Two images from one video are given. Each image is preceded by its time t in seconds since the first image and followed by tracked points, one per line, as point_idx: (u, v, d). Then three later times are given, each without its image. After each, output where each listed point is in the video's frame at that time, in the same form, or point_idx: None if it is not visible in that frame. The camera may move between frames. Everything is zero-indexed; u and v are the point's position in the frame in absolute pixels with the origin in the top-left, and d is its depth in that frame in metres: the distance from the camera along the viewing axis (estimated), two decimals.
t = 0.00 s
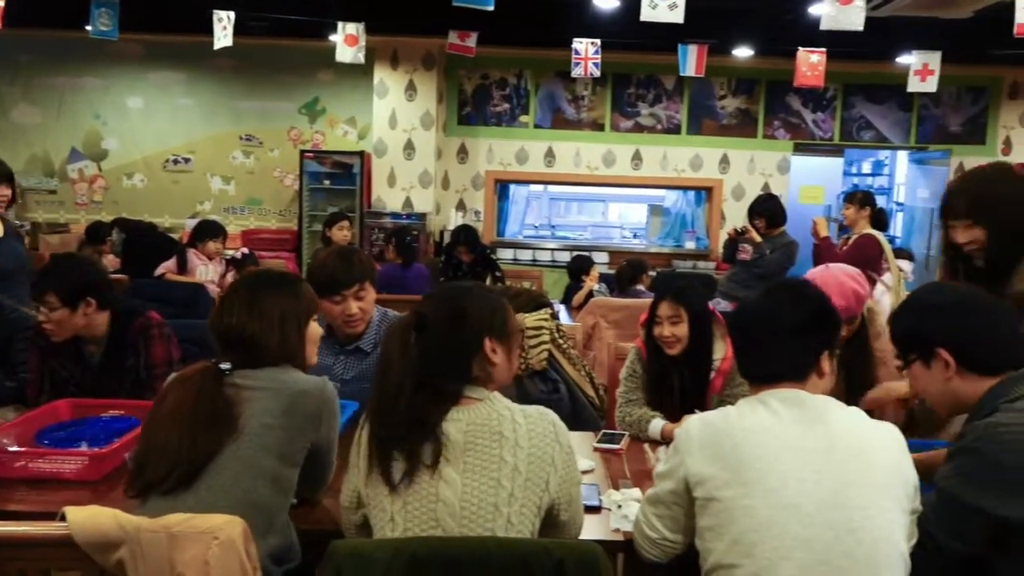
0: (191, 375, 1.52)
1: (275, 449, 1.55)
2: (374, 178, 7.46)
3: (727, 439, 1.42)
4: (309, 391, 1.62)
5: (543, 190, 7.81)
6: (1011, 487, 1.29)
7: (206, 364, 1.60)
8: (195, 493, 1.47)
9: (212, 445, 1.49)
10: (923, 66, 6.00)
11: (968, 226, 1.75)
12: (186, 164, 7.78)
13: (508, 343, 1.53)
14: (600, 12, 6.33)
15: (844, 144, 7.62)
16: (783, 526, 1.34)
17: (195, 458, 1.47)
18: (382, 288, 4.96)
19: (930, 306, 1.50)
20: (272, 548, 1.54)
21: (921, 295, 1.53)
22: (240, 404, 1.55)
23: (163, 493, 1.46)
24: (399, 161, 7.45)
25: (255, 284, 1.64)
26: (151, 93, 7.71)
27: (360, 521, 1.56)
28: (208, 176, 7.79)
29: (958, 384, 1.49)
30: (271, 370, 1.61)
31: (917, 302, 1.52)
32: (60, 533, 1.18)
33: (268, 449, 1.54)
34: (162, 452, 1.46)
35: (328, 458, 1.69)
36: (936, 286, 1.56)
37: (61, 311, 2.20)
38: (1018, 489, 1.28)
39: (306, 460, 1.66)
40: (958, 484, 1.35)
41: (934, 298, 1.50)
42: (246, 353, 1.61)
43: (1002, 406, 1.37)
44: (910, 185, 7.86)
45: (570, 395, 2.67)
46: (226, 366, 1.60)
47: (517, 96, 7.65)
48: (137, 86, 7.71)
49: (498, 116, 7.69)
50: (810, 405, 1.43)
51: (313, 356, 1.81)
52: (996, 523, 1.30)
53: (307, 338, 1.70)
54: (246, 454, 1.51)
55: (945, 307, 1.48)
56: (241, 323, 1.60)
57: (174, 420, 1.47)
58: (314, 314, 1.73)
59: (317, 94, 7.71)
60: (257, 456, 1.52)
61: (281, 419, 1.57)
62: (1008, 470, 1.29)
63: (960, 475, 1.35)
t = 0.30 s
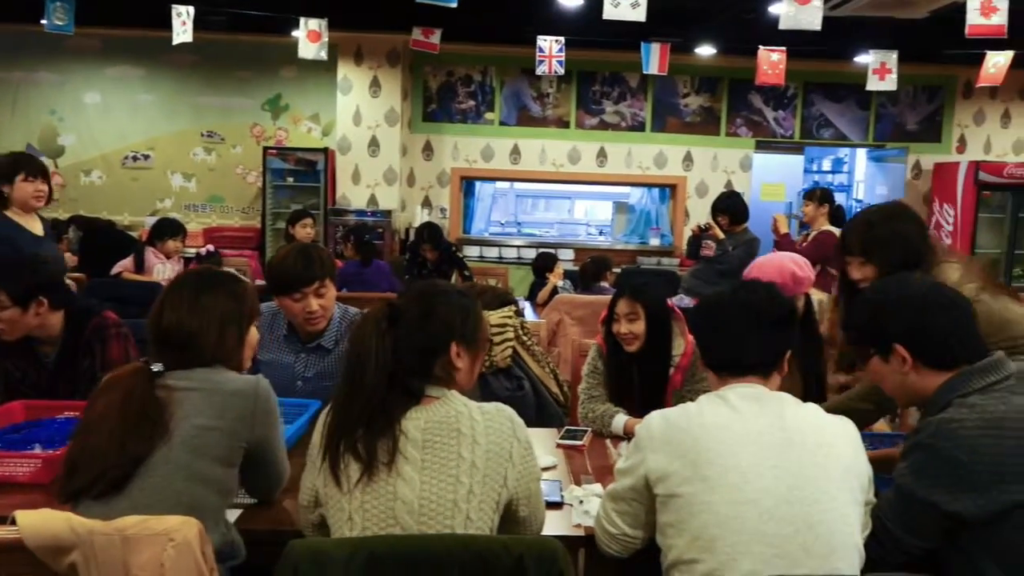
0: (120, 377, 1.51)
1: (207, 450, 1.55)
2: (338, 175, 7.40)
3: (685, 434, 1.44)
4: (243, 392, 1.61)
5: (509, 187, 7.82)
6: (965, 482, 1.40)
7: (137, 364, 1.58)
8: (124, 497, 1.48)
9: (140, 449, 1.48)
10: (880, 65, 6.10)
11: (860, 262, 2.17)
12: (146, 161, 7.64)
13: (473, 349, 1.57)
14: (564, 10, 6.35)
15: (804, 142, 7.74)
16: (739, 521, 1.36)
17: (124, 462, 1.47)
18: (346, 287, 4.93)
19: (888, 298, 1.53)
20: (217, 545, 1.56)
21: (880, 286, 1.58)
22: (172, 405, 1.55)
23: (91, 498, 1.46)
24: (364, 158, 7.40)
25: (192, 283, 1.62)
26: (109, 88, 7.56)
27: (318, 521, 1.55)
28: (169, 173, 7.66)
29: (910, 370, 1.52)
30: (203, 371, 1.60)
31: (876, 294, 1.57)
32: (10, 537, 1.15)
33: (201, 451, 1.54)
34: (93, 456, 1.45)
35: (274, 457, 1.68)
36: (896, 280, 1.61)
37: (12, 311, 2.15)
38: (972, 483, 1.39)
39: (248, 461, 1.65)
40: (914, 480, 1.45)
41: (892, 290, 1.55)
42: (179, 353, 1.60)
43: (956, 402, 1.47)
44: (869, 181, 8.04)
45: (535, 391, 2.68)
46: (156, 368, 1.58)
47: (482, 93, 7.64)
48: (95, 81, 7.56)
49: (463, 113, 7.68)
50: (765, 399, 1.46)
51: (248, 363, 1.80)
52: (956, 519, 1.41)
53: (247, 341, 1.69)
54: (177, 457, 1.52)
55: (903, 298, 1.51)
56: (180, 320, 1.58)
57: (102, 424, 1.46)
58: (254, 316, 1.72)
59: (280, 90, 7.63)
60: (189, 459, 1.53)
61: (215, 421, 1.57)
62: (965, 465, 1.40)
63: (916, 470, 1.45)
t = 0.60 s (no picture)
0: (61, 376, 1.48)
1: (153, 449, 1.54)
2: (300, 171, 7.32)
3: (642, 427, 1.45)
4: (185, 392, 1.60)
5: (472, 183, 7.80)
6: (919, 476, 1.42)
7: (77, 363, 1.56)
8: (67, 500, 1.46)
9: (84, 450, 1.46)
10: (836, 64, 6.20)
11: (797, 278, 2.19)
12: (100, 157, 7.48)
13: (432, 349, 1.58)
14: (527, 7, 6.35)
15: (763, 139, 7.84)
16: (694, 513, 1.38)
17: (67, 465, 1.44)
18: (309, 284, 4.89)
19: (841, 291, 1.55)
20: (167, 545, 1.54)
21: (838, 275, 1.58)
22: (114, 406, 1.53)
23: (33, 500, 1.44)
24: (325, 154, 7.32)
25: (135, 282, 1.60)
26: (62, 83, 7.38)
27: (275, 520, 1.53)
28: (125, 169, 7.51)
29: (863, 365, 1.54)
30: (144, 371, 1.58)
31: (834, 283, 1.56)
32: None
33: (146, 451, 1.53)
34: (34, 458, 1.42)
35: (223, 456, 1.66)
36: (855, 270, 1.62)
37: None
38: (926, 477, 1.42)
39: (195, 461, 1.65)
40: (869, 475, 1.47)
41: (849, 281, 1.55)
42: (121, 352, 1.57)
43: (910, 396, 1.49)
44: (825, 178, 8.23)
45: (497, 386, 2.69)
46: (96, 368, 1.55)
47: (445, 90, 7.63)
48: (47, 75, 7.37)
49: (426, 109, 7.65)
50: (720, 392, 1.48)
51: (189, 366, 1.78)
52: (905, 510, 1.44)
53: (189, 341, 1.68)
54: (120, 458, 1.50)
55: (858, 292, 1.52)
56: (122, 319, 1.57)
57: (43, 425, 1.43)
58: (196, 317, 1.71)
59: (239, 85, 7.52)
60: (133, 459, 1.51)
61: (159, 420, 1.56)
62: (917, 460, 1.43)
63: (870, 465, 1.48)
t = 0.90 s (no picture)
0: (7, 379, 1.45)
1: (104, 453, 1.52)
2: (259, 170, 7.22)
3: (599, 424, 1.46)
4: (137, 394, 1.57)
5: (434, 181, 7.77)
6: (884, 481, 1.37)
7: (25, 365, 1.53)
8: (17, 502, 1.45)
9: (32, 454, 1.44)
10: (792, 63, 6.30)
11: (756, 275, 2.17)
12: (52, 155, 7.29)
13: (391, 349, 1.58)
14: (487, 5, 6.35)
15: (722, 137, 7.94)
16: (651, 508, 1.40)
17: (14, 467, 1.42)
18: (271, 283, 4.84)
19: (803, 286, 1.47)
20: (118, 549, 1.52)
21: (806, 271, 1.50)
22: (63, 409, 1.50)
23: None
24: (285, 152, 7.24)
25: (84, 283, 1.58)
26: (12, 79, 7.19)
27: (231, 523, 1.52)
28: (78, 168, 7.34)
29: (831, 365, 1.48)
30: (95, 374, 1.55)
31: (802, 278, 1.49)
32: None
33: (97, 454, 1.51)
34: None
35: (177, 459, 1.64)
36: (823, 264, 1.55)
37: None
38: (891, 483, 1.37)
39: (149, 464, 1.62)
40: (837, 483, 1.44)
41: (816, 277, 1.48)
42: (69, 354, 1.54)
43: (871, 399, 1.42)
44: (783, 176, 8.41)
45: (458, 385, 2.69)
46: (45, 370, 1.52)
47: (406, 87, 7.59)
48: None
49: (387, 107, 7.60)
50: (676, 388, 1.50)
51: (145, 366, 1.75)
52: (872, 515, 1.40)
53: (142, 342, 1.65)
54: (70, 461, 1.48)
55: (826, 290, 1.45)
56: (69, 321, 1.54)
57: None
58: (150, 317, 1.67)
59: (196, 82, 7.40)
60: (83, 462, 1.49)
61: (111, 423, 1.53)
62: (883, 465, 1.37)
63: (837, 473, 1.44)
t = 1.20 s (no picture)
0: None
1: (53, 454, 1.49)
2: (214, 165, 7.11)
3: (557, 416, 1.47)
4: (90, 393, 1.54)
5: (395, 176, 7.72)
6: (900, 492, 1.36)
7: None
8: None
9: None
10: (747, 60, 6.38)
11: (731, 245, 2.37)
12: None
13: (346, 345, 1.56)
14: None
15: (680, 133, 8.03)
16: (606, 500, 1.41)
17: None
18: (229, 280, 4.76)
19: (816, 281, 1.45)
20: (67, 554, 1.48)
21: (824, 260, 1.46)
22: (12, 410, 1.47)
23: None
24: (241, 147, 7.12)
25: (33, 281, 1.54)
26: None
27: (181, 524, 1.50)
28: (25, 163, 7.14)
29: (835, 361, 1.49)
30: (46, 374, 1.52)
31: (820, 269, 1.46)
32: None
33: (47, 456, 1.48)
34: None
35: (129, 460, 1.61)
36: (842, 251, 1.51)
37: None
38: (908, 495, 1.36)
39: (101, 465, 1.59)
40: (849, 496, 1.42)
41: (835, 269, 1.44)
42: (19, 354, 1.51)
43: (879, 404, 1.41)
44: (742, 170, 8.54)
45: (417, 380, 2.68)
46: None
47: (365, 82, 7.52)
48: None
49: (345, 102, 7.53)
50: (634, 381, 1.51)
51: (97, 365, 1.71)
52: (893, 531, 1.37)
53: (97, 340, 1.61)
54: (19, 463, 1.45)
55: (845, 288, 1.42)
56: (18, 320, 1.51)
57: None
58: (103, 315, 1.64)
59: (148, 76, 7.25)
60: (32, 464, 1.46)
61: (62, 424, 1.50)
62: (898, 476, 1.36)
63: (848, 484, 1.42)
